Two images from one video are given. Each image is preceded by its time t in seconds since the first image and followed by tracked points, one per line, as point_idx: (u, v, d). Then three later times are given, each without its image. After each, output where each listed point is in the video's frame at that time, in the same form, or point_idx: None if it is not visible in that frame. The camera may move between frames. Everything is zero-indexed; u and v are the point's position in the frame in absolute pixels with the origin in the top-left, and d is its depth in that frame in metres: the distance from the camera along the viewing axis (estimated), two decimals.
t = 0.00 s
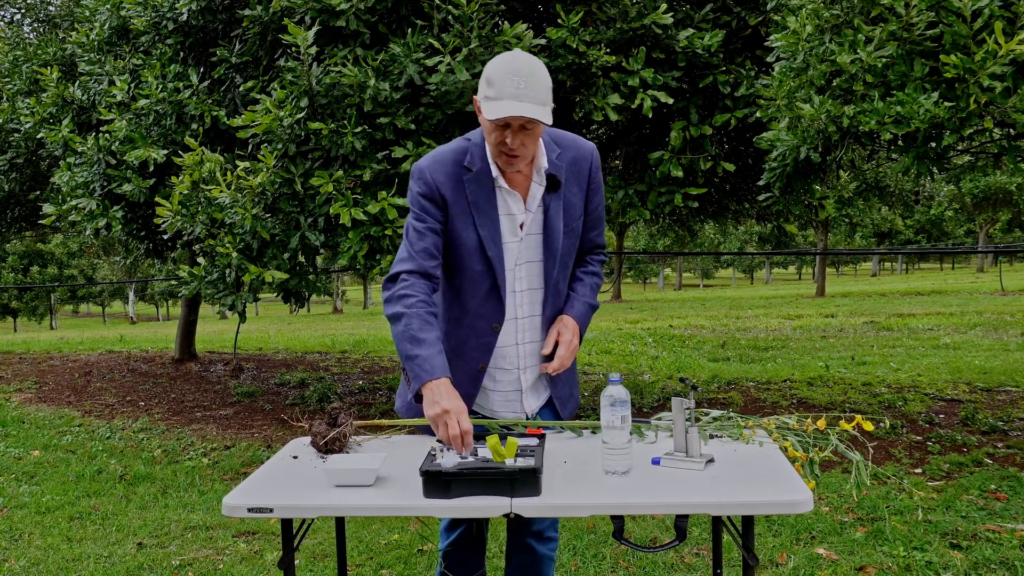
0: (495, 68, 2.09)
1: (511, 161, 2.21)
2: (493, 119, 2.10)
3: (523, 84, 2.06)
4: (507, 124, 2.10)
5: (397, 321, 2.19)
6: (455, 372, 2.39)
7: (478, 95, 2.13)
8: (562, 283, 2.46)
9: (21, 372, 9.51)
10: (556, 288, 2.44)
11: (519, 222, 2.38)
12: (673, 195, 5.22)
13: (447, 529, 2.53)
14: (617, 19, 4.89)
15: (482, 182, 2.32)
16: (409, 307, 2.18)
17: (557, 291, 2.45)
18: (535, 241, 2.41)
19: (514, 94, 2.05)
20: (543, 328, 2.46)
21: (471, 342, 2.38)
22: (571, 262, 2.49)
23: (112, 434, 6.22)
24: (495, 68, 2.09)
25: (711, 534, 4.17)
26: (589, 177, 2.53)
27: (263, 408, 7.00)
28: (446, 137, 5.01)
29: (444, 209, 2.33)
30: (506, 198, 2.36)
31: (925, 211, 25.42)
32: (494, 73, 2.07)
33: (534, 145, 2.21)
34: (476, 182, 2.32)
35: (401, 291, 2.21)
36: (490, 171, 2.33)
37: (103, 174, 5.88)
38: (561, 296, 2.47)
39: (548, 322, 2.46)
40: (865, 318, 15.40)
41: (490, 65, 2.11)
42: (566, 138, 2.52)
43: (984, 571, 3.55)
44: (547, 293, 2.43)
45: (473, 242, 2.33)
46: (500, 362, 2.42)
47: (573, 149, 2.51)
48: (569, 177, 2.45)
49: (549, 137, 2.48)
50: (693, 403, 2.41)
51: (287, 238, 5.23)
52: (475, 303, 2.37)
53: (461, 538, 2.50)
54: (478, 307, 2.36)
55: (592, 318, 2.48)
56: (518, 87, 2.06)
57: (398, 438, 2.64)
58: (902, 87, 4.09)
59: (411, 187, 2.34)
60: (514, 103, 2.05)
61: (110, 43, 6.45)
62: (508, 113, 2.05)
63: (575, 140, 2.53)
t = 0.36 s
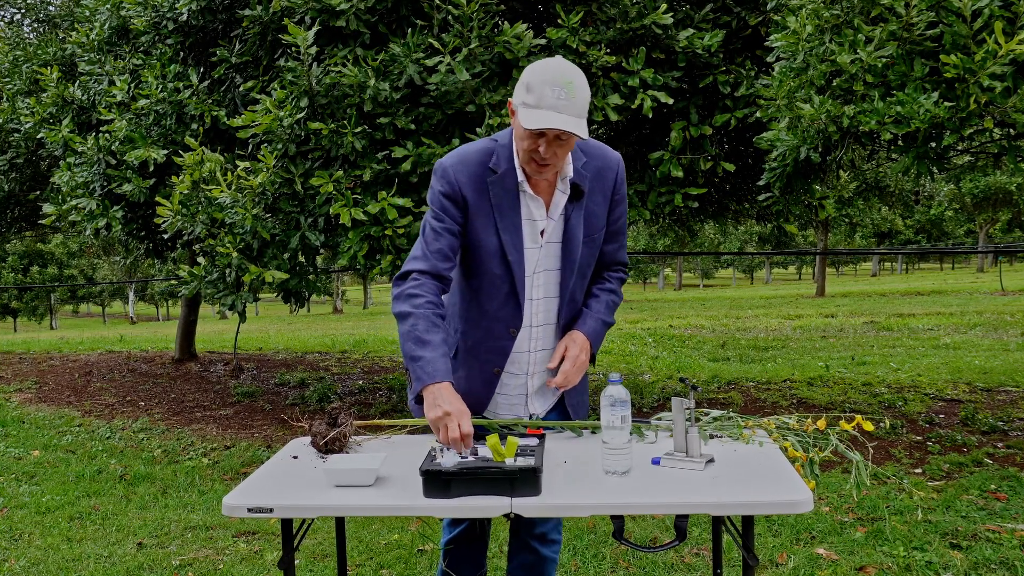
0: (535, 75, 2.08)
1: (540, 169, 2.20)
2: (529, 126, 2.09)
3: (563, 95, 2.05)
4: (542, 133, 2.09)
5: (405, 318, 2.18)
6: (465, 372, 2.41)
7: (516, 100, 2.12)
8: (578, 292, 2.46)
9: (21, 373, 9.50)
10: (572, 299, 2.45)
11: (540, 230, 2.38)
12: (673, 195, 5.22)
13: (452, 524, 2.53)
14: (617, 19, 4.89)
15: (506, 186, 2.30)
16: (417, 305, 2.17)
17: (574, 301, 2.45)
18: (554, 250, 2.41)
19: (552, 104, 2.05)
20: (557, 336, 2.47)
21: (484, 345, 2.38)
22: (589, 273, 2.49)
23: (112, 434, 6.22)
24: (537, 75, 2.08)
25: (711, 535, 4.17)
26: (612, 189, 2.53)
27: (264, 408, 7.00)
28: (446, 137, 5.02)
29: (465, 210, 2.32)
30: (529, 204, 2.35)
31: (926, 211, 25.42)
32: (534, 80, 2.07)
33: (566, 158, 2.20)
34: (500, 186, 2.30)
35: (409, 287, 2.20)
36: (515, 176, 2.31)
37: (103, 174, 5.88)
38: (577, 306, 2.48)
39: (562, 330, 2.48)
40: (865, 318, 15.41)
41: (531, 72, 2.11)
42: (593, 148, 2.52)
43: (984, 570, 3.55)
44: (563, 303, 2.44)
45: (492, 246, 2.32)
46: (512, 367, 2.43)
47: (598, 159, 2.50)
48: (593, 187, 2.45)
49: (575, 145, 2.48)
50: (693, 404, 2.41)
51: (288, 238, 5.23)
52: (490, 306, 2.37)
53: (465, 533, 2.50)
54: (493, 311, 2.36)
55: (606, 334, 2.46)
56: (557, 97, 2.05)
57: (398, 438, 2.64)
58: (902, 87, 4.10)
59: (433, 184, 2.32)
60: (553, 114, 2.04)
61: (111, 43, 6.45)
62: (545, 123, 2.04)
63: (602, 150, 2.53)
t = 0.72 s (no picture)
0: (548, 77, 2.09)
1: (549, 171, 2.20)
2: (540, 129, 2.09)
3: (576, 99, 2.06)
4: (553, 137, 2.08)
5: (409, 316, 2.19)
6: (468, 371, 2.43)
7: (529, 102, 2.12)
8: (580, 296, 2.48)
9: (20, 373, 9.50)
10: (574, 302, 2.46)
11: (545, 233, 2.38)
12: (673, 195, 5.22)
13: (454, 522, 2.53)
14: (617, 19, 4.89)
15: (513, 188, 2.31)
16: (420, 304, 2.19)
17: (574, 304, 2.48)
18: (558, 253, 2.41)
19: (565, 108, 2.05)
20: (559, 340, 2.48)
21: (488, 345, 2.41)
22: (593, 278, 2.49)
23: (112, 434, 6.22)
24: (550, 77, 2.08)
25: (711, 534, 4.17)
26: (621, 196, 2.50)
27: (263, 408, 7.00)
28: (446, 137, 5.03)
29: (472, 211, 2.33)
30: (535, 207, 2.35)
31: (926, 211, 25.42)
32: (547, 83, 2.07)
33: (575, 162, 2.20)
34: (508, 188, 2.31)
35: (413, 286, 2.23)
36: (523, 177, 2.32)
37: (103, 174, 5.88)
38: (578, 308, 2.50)
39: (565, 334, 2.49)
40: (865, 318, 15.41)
41: (545, 74, 2.11)
42: (603, 152, 2.50)
43: (984, 570, 3.55)
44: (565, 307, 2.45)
45: (498, 248, 2.33)
46: (514, 368, 2.45)
47: (608, 164, 2.48)
48: (601, 192, 2.43)
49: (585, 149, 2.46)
50: (693, 403, 2.40)
51: (288, 238, 5.23)
52: (496, 307, 2.38)
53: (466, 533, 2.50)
54: (498, 312, 2.38)
55: (602, 353, 2.37)
56: (569, 101, 2.05)
57: (398, 438, 2.64)
58: (902, 87, 4.10)
59: (442, 182, 2.33)
60: (565, 117, 2.04)
61: (111, 43, 6.45)
62: (557, 126, 2.04)
63: (613, 155, 2.51)
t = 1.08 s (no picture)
0: (550, 79, 2.09)
1: (550, 174, 2.20)
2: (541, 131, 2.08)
3: (578, 102, 2.06)
4: (554, 138, 2.08)
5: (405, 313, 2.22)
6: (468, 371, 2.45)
7: (531, 104, 2.12)
8: (577, 298, 2.48)
9: (20, 373, 9.50)
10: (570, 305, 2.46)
11: (544, 235, 2.37)
12: (673, 195, 5.22)
13: (455, 521, 2.54)
14: (617, 19, 4.89)
15: (513, 190, 2.31)
16: (414, 302, 2.21)
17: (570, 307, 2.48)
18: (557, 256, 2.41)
19: (567, 109, 2.05)
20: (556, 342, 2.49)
21: (487, 344, 2.43)
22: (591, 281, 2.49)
23: (112, 434, 6.22)
24: (553, 80, 2.09)
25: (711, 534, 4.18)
26: (622, 200, 2.49)
27: (263, 408, 7.00)
28: (446, 137, 5.03)
29: (472, 212, 2.34)
30: (535, 208, 2.35)
31: (925, 211, 25.42)
32: (549, 84, 2.08)
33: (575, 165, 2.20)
34: (508, 189, 2.31)
35: (410, 285, 2.26)
36: (523, 179, 2.32)
37: (103, 174, 5.88)
38: (574, 310, 2.50)
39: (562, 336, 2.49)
40: (865, 318, 15.42)
41: (546, 77, 2.12)
42: (606, 156, 2.49)
43: (984, 570, 3.55)
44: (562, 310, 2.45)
45: (497, 248, 2.34)
46: (512, 369, 2.46)
47: (610, 168, 2.47)
48: (601, 196, 2.42)
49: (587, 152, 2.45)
50: (693, 403, 2.40)
51: (288, 238, 5.23)
52: (495, 307, 2.40)
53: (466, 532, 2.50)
54: (497, 311, 2.40)
55: (593, 364, 2.34)
56: (571, 103, 2.05)
57: (398, 438, 2.64)
58: (902, 87, 4.10)
59: (444, 182, 2.35)
60: (567, 119, 2.04)
61: (111, 43, 6.45)
62: (557, 128, 2.04)
63: (615, 159, 2.49)
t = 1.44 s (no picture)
0: (556, 72, 2.11)
1: (558, 166, 2.20)
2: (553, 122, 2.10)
3: (587, 90, 2.10)
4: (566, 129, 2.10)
5: (427, 300, 2.24)
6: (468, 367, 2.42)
7: (538, 97, 2.12)
8: (575, 293, 2.49)
9: (20, 373, 9.49)
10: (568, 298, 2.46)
11: (543, 227, 2.38)
12: (673, 195, 5.22)
13: (454, 522, 2.52)
14: (617, 19, 4.89)
15: (513, 179, 2.31)
16: (438, 280, 2.25)
17: (568, 301, 2.47)
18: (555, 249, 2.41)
19: (578, 99, 2.09)
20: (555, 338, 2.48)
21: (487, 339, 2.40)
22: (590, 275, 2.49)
23: (112, 434, 6.22)
24: (560, 71, 2.10)
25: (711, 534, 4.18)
26: (621, 196, 2.50)
27: (263, 408, 7.00)
28: (446, 137, 5.03)
29: (472, 203, 2.34)
30: (534, 198, 2.37)
31: (925, 211, 25.41)
32: (557, 77, 2.09)
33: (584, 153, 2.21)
34: (508, 179, 2.31)
35: (419, 275, 2.27)
36: (524, 169, 2.33)
37: (103, 173, 5.88)
38: (572, 306, 2.50)
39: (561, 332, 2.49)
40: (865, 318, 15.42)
41: (552, 68, 2.13)
42: (607, 152, 2.50)
43: (984, 570, 3.55)
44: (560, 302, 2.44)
45: (496, 239, 2.35)
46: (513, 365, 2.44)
47: (610, 164, 2.48)
48: (601, 190, 2.43)
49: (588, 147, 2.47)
50: (693, 404, 2.40)
51: (288, 238, 5.23)
52: (495, 299, 2.40)
53: (465, 535, 2.49)
54: (498, 304, 2.40)
55: (604, 342, 2.37)
56: (582, 93, 2.09)
57: (398, 438, 2.64)
58: (902, 87, 4.10)
59: (443, 174, 2.35)
60: (579, 108, 2.07)
61: (111, 43, 6.45)
62: (574, 120, 2.05)
63: (615, 156, 2.51)
